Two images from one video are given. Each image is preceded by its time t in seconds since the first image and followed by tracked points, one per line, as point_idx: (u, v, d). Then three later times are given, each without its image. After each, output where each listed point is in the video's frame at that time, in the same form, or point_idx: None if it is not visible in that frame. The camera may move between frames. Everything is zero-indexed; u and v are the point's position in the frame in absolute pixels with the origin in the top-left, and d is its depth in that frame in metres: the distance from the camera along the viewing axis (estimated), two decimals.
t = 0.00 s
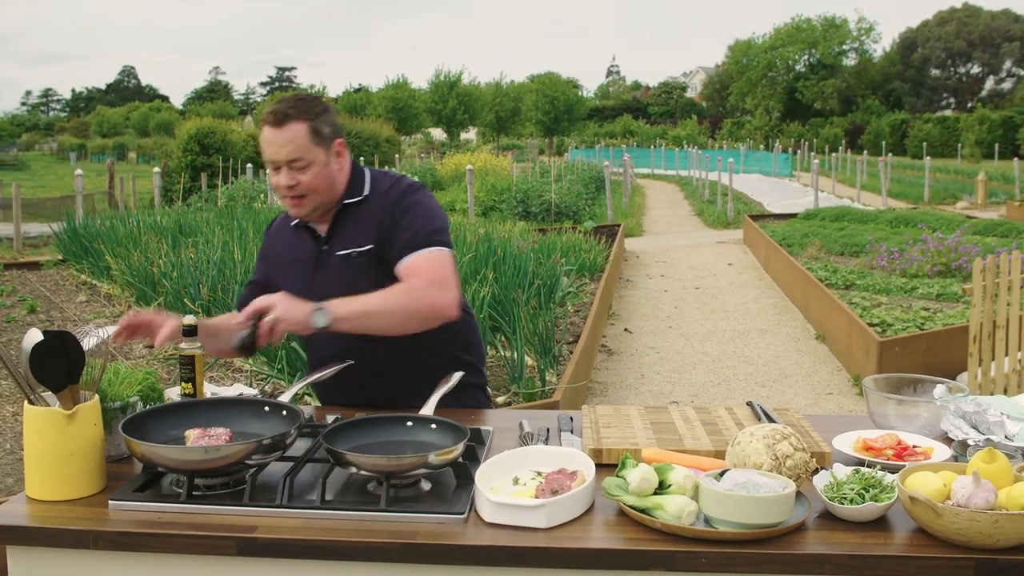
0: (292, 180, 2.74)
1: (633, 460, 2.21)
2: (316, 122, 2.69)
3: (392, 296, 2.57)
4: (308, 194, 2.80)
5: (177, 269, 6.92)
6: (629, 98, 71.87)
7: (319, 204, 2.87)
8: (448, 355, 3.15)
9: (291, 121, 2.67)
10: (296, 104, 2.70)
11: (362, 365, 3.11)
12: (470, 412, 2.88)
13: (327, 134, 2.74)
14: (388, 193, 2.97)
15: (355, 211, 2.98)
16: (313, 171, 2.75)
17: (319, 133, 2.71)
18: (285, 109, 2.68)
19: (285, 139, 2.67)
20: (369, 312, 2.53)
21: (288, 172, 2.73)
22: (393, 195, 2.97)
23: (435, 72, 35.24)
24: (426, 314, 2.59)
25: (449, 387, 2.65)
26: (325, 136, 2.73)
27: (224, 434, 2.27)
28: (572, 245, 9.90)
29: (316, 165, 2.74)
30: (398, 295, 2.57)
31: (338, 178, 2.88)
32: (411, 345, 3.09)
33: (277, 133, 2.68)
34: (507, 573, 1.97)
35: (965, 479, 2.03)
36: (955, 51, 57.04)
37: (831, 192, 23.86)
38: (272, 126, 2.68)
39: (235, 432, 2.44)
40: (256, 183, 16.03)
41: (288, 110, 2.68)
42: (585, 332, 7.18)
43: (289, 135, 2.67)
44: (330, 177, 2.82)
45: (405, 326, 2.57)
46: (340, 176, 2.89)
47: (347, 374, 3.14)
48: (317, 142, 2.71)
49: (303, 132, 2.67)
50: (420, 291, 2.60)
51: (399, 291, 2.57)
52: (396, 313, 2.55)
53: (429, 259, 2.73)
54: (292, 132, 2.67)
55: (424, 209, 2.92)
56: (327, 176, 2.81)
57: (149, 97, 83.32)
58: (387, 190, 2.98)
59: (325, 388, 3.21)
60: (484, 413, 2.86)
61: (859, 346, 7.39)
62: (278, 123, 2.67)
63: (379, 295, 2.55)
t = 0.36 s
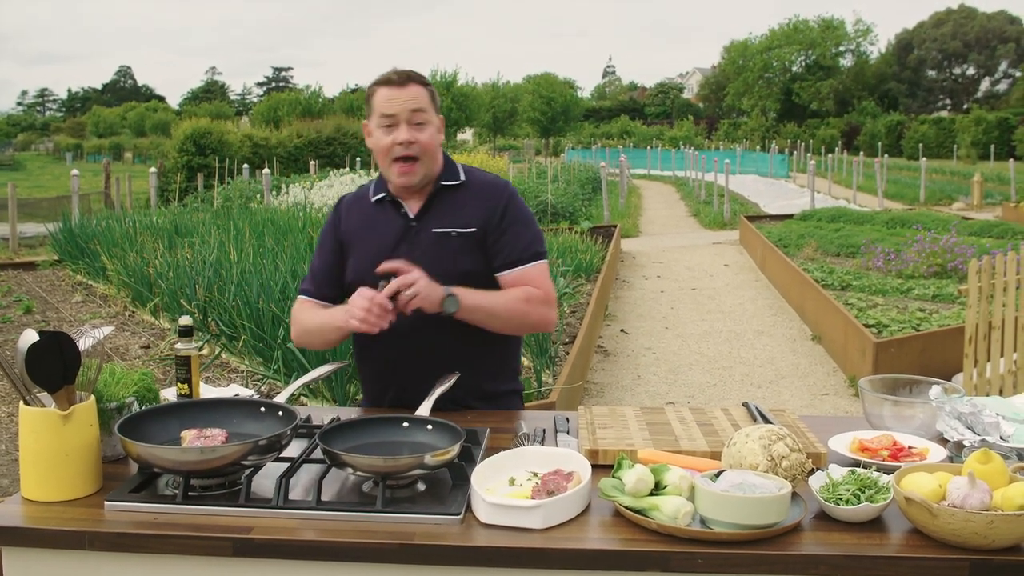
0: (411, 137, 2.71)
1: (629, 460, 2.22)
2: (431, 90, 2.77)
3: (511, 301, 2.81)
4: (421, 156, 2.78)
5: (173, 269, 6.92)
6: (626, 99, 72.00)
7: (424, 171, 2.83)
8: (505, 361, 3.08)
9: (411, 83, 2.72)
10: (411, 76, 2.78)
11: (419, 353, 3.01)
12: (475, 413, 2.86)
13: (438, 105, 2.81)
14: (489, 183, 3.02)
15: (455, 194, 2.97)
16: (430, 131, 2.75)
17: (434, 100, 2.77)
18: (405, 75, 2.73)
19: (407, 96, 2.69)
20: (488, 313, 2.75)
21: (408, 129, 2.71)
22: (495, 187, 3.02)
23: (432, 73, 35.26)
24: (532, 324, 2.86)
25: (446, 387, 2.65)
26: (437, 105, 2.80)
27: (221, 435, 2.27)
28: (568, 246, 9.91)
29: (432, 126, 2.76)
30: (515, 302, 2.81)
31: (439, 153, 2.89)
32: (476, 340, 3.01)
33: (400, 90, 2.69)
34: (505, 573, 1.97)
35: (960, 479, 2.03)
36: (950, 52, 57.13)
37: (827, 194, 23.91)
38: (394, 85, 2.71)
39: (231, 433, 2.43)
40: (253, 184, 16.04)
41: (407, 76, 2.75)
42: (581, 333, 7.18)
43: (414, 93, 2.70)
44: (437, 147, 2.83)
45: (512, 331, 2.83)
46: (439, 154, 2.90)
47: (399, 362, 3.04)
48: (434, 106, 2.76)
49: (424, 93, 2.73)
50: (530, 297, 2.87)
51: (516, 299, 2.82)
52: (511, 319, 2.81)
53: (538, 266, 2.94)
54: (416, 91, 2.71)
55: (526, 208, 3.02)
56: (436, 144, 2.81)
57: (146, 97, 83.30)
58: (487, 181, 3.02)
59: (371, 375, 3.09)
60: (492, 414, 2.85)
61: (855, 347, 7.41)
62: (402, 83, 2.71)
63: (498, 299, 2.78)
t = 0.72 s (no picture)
0: (429, 164, 2.77)
1: (625, 461, 2.21)
2: (455, 109, 2.75)
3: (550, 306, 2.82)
4: (443, 178, 2.82)
5: (169, 270, 6.91)
6: (623, 100, 72.01)
7: (453, 186, 2.87)
8: (528, 366, 3.18)
9: (432, 105, 2.72)
10: (438, 90, 2.75)
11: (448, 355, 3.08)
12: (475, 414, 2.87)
13: (467, 120, 2.79)
14: (529, 190, 3.11)
15: (496, 201, 3.05)
16: (450, 156, 2.78)
17: (459, 119, 2.75)
18: (427, 95, 2.73)
19: (425, 122, 2.70)
20: (524, 313, 2.74)
21: (425, 155, 2.75)
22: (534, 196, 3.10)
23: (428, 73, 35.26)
24: (568, 330, 2.88)
25: (442, 388, 2.64)
26: (465, 123, 2.79)
27: (217, 436, 2.26)
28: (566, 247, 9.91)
29: (453, 151, 2.77)
30: (553, 306, 2.83)
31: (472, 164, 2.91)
32: (503, 345, 3.09)
33: (418, 116, 2.71)
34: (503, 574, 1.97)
35: (956, 480, 2.03)
36: (947, 54, 57.18)
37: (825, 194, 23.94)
38: (413, 109, 2.72)
39: (227, 433, 2.43)
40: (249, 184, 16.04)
41: (432, 94, 2.74)
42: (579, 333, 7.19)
43: (429, 121, 2.70)
44: (465, 163, 2.85)
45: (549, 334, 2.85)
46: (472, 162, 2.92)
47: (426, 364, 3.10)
48: (456, 128, 2.75)
49: (444, 116, 2.71)
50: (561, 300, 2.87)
51: (556, 301, 2.84)
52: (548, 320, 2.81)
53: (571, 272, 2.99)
54: (434, 117, 2.70)
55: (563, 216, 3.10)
56: (463, 162, 2.83)
57: (143, 98, 83.19)
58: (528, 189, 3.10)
59: (397, 374, 3.14)
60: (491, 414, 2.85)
61: (852, 347, 7.42)
62: (419, 107, 2.72)
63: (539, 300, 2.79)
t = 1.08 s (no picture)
0: (390, 155, 2.73)
1: (627, 462, 2.21)
2: (420, 99, 2.71)
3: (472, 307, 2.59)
4: (407, 169, 2.78)
5: (170, 270, 6.91)
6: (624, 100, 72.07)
7: (418, 180, 2.84)
8: (489, 366, 3.05)
9: (395, 94, 2.70)
10: (403, 80, 2.73)
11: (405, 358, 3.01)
12: (473, 415, 2.86)
13: (431, 112, 2.74)
14: (494, 190, 2.96)
15: (454, 201, 2.95)
16: (413, 148, 2.74)
17: (422, 109, 2.71)
18: (391, 84, 2.71)
19: (387, 110, 2.68)
20: (442, 319, 2.52)
21: (387, 145, 2.72)
22: (495, 196, 2.95)
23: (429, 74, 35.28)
24: (494, 333, 2.62)
25: (445, 388, 2.64)
26: (428, 114, 2.73)
27: (217, 437, 2.26)
28: (567, 247, 9.90)
29: (416, 142, 2.73)
30: (472, 307, 2.58)
31: (439, 157, 2.86)
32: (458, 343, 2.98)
33: (381, 105, 2.69)
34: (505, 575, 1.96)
35: (958, 481, 2.02)
36: (948, 55, 57.18)
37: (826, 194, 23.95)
38: (377, 98, 2.71)
39: (227, 434, 2.43)
40: (251, 184, 16.05)
41: (396, 84, 2.71)
42: (580, 333, 7.17)
43: (390, 109, 2.68)
44: (430, 155, 2.80)
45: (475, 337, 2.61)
46: (440, 157, 2.88)
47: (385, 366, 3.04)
48: (419, 117, 2.71)
49: (406, 105, 2.69)
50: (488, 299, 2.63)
51: (475, 302, 2.59)
52: (470, 325, 2.58)
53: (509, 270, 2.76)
54: (395, 106, 2.68)
55: (522, 219, 2.92)
56: (428, 154, 2.79)
57: (144, 98, 83.23)
58: (492, 188, 2.96)
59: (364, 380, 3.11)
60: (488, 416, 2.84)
61: (854, 348, 7.40)
62: (384, 95, 2.70)
63: (455, 306, 2.55)
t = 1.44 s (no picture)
0: (316, 167, 2.70)
1: (632, 459, 2.20)
2: (342, 107, 2.65)
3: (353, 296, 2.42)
4: (334, 180, 2.75)
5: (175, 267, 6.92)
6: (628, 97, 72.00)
7: (346, 188, 2.81)
8: (439, 359, 3.05)
9: (315, 104, 2.63)
10: (322, 88, 2.66)
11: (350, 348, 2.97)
12: (470, 412, 2.86)
13: (354, 120, 2.68)
14: (417, 192, 2.88)
15: (379, 209, 2.89)
16: (339, 158, 2.71)
17: (344, 118, 2.65)
18: (309, 94, 2.64)
19: (308, 123, 2.62)
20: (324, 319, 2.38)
21: (312, 158, 2.69)
22: (417, 198, 2.86)
23: (435, 71, 35.25)
24: (388, 319, 2.45)
25: (446, 388, 2.63)
26: (351, 122, 2.68)
27: (222, 433, 2.26)
28: (571, 244, 9.89)
29: (341, 151, 2.70)
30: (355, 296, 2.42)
31: (367, 164, 2.82)
32: (407, 337, 2.98)
33: (301, 117, 2.63)
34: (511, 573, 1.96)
35: (965, 480, 2.01)
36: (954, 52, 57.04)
37: (831, 192, 23.93)
38: (296, 110, 2.64)
39: (233, 430, 2.43)
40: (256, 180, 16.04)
41: (314, 94, 2.64)
42: (584, 330, 7.16)
43: (312, 122, 2.62)
44: (357, 165, 2.78)
45: (366, 330, 2.43)
46: (369, 163, 2.84)
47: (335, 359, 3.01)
48: (341, 127, 2.66)
49: (327, 115, 2.62)
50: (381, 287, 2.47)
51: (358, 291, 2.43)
52: (355, 317, 2.40)
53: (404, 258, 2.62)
54: (317, 117, 2.62)
55: (444, 214, 2.81)
56: (355, 163, 2.77)
57: (149, 95, 83.30)
58: (414, 192, 2.88)
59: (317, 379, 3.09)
60: (486, 413, 2.84)
61: (859, 346, 7.38)
62: (303, 106, 2.63)
63: (336, 301, 2.41)
